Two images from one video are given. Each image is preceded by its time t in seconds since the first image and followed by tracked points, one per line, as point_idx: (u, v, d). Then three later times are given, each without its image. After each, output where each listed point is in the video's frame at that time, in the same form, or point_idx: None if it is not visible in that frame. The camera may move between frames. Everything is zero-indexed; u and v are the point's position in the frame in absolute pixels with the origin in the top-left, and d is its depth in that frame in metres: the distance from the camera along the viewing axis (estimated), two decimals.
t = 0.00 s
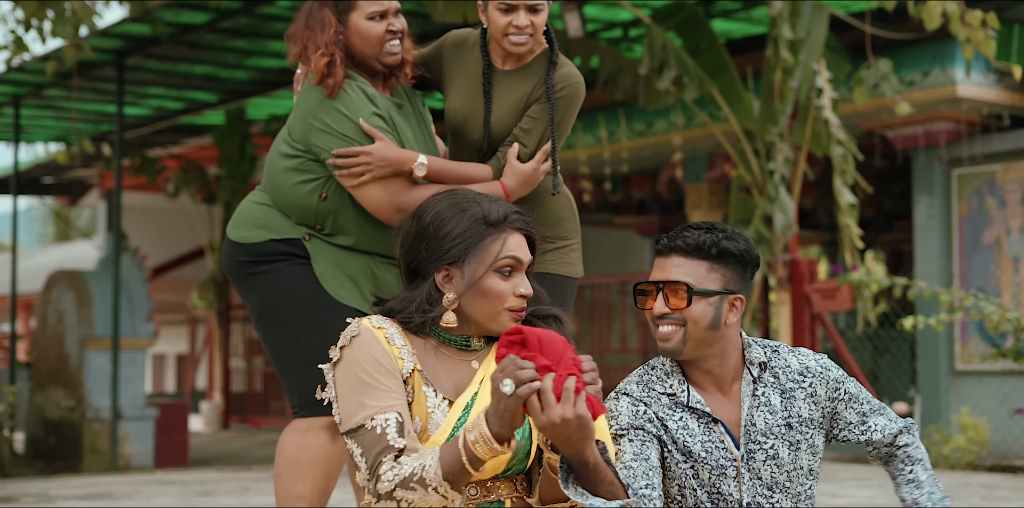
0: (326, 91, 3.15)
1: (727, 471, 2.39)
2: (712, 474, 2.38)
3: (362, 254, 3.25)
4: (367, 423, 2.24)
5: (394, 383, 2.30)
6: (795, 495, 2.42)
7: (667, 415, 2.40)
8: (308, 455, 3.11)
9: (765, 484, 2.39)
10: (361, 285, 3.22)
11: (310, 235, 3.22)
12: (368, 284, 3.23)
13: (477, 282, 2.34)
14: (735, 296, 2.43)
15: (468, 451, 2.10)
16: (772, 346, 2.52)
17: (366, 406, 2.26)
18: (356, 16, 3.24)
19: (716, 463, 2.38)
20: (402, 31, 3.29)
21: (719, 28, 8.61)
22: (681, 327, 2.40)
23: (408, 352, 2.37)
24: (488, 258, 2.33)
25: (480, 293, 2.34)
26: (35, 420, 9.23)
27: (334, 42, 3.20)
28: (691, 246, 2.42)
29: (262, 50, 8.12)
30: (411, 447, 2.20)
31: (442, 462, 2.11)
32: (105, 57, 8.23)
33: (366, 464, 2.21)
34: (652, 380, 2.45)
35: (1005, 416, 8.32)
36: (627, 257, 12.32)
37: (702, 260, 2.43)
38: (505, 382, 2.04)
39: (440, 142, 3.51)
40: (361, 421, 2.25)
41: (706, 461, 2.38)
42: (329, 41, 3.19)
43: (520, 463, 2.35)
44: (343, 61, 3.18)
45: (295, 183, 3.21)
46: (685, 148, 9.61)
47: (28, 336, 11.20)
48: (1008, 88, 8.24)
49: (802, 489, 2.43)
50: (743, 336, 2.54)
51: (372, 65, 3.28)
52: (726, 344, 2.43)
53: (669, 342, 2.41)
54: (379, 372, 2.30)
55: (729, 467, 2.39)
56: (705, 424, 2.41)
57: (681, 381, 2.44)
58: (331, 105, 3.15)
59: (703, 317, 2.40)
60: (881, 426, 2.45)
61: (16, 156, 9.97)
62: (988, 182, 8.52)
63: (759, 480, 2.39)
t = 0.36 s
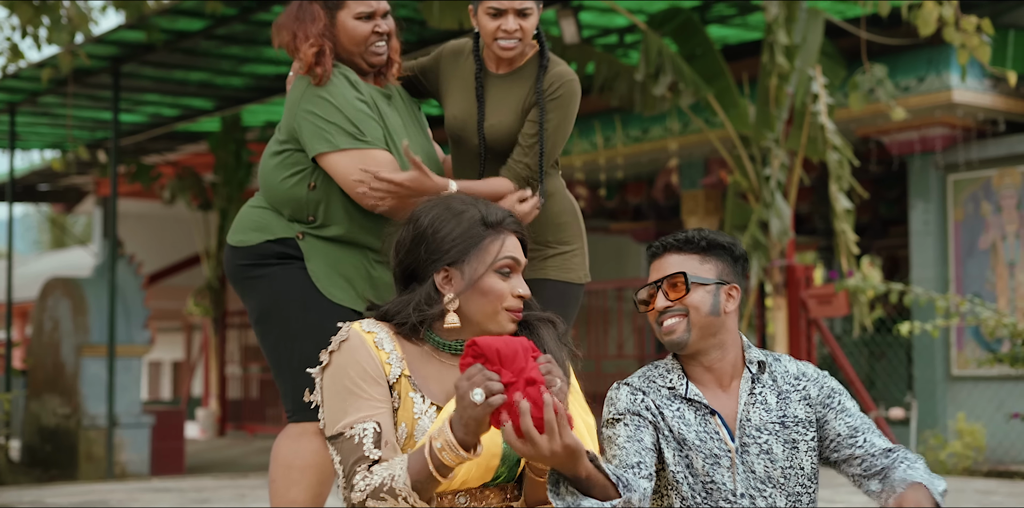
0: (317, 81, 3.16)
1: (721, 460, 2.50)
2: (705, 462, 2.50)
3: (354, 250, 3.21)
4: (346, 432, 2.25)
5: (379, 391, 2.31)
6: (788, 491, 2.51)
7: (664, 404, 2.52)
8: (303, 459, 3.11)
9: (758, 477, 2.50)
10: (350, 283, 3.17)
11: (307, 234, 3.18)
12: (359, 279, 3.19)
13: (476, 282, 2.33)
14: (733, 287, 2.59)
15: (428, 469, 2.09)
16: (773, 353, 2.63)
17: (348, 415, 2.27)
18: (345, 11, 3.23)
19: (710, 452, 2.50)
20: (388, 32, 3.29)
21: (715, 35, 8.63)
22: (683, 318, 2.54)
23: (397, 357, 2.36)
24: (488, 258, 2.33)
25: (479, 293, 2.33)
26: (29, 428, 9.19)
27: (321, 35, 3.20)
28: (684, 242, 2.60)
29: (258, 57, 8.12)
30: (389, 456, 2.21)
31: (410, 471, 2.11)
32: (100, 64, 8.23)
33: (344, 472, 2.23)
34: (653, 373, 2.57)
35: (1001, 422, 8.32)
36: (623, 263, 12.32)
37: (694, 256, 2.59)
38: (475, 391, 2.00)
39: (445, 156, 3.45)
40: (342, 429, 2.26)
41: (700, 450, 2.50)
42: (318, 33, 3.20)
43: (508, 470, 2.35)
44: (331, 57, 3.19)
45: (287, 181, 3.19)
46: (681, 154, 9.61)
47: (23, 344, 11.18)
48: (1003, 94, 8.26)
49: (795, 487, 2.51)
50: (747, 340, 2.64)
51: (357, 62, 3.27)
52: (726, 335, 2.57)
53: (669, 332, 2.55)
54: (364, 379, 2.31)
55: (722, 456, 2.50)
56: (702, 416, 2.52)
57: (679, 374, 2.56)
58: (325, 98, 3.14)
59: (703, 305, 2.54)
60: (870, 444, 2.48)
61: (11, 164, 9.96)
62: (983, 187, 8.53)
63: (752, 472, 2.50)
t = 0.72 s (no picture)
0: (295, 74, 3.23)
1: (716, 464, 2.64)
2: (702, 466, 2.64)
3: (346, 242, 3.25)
4: (329, 439, 2.27)
5: (366, 399, 2.31)
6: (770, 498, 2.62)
7: (666, 408, 2.67)
8: (292, 462, 3.13)
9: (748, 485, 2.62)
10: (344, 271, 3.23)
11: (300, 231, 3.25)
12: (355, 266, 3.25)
13: (429, 287, 2.34)
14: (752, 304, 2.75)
15: (386, 464, 2.12)
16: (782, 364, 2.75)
17: (334, 421, 2.29)
18: (334, 12, 3.28)
19: (705, 455, 2.64)
20: (377, 38, 3.33)
21: (712, 40, 8.63)
22: (699, 324, 2.70)
23: (389, 364, 2.35)
24: (436, 263, 2.33)
25: (432, 298, 2.34)
26: (27, 433, 9.16)
27: (307, 31, 3.28)
28: (715, 251, 2.76)
29: (255, 62, 8.12)
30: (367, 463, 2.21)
31: (374, 464, 2.14)
32: (98, 69, 8.23)
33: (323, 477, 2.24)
34: (659, 376, 2.73)
35: (999, 426, 8.31)
36: (620, 268, 12.31)
37: (721, 263, 2.76)
38: (446, 377, 2.06)
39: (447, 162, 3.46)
40: (326, 437, 2.28)
41: (696, 453, 2.65)
42: (300, 29, 3.27)
43: (500, 473, 2.35)
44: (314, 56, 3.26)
45: (273, 179, 3.32)
46: (679, 159, 9.61)
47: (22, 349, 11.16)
48: (1000, 99, 8.26)
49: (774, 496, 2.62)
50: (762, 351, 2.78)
51: (342, 63, 3.32)
52: (738, 347, 2.71)
53: (684, 336, 2.71)
54: (352, 387, 2.31)
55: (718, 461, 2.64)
56: (702, 419, 2.67)
57: (683, 377, 2.72)
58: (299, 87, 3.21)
59: (720, 315, 2.70)
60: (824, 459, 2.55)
61: (9, 169, 9.97)
62: (981, 192, 8.53)
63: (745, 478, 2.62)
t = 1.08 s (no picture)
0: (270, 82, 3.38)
1: (725, 497, 2.58)
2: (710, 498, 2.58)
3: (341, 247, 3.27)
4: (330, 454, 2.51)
5: (366, 416, 2.51)
6: None
7: (676, 433, 2.62)
8: (286, 464, 3.18)
9: None
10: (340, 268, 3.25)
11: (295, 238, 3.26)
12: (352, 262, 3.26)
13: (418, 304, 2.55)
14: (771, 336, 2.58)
15: (358, 482, 2.39)
16: (799, 385, 2.63)
17: (337, 436, 2.51)
18: (311, 13, 3.32)
19: (714, 488, 2.58)
20: (355, 37, 3.33)
21: (709, 44, 8.64)
22: (715, 357, 2.56)
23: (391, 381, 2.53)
24: (420, 284, 2.52)
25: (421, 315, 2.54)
26: (23, 438, 9.14)
27: (282, 39, 3.40)
28: (739, 281, 2.56)
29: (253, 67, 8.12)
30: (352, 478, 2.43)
31: (349, 481, 2.40)
32: (96, 74, 8.23)
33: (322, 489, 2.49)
34: (673, 392, 2.66)
35: (997, 431, 8.32)
36: (618, 273, 12.32)
37: (747, 294, 2.57)
38: (413, 378, 2.35)
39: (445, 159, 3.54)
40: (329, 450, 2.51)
41: (704, 485, 2.59)
42: (275, 37, 3.39)
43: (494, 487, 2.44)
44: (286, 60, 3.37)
45: (267, 184, 3.34)
46: (677, 164, 9.62)
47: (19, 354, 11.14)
48: (997, 103, 8.27)
49: None
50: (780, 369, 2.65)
51: (323, 64, 3.35)
52: (755, 379, 2.58)
53: (700, 370, 2.57)
54: (354, 404, 2.53)
55: (727, 495, 2.58)
56: (712, 449, 2.60)
57: (698, 399, 2.63)
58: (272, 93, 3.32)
59: (739, 353, 2.56)
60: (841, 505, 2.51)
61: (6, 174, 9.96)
62: (978, 196, 8.53)
63: None
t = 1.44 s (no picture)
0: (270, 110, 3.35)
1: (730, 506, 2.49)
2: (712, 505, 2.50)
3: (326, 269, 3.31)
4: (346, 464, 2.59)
5: (380, 425, 2.57)
6: None
7: (682, 436, 2.53)
8: (290, 470, 3.26)
9: None
10: (328, 282, 3.31)
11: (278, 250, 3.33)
12: (338, 273, 3.31)
13: (438, 328, 2.59)
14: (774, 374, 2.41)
15: (370, 492, 2.46)
16: (808, 385, 2.52)
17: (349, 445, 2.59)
18: (322, 58, 3.24)
19: (718, 496, 2.49)
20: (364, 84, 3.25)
21: (707, 49, 8.65)
22: (705, 384, 2.43)
23: (405, 389, 2.58)
24: (440, 312, 2.55)
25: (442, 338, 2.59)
26: (21, 443, 9.14)
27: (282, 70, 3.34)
28: (736, 321, 2.36)
29: (250, 72, 8.13)
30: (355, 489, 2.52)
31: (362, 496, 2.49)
32: (93, 80, 8.23)
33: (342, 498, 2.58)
34: (680, 394, 2.56)
35: (995, 436, 8.31)
36: (616, 277, 12.32)
37: (742, 335, 2.36)
38: (433, 391, 2.46)
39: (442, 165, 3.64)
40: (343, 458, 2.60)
41: (710, 492, 2.50)
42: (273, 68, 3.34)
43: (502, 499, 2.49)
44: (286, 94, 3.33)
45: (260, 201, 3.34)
46: (674, 168, 9.63)
47: (17, 360, 11.14)
48: (995, 107, 8.27)
49: None
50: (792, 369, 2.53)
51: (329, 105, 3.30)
52: (762, 400, 2.46)
53: (697, 394, 2.45)
54: (366, 413, 2.58)
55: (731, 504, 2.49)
56: (718, 456, 2.52)
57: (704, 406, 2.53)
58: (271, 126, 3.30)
59: (735, 387, 2.41)
60: None
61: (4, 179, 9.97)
62: (976, 201, 8.53)
63: None
